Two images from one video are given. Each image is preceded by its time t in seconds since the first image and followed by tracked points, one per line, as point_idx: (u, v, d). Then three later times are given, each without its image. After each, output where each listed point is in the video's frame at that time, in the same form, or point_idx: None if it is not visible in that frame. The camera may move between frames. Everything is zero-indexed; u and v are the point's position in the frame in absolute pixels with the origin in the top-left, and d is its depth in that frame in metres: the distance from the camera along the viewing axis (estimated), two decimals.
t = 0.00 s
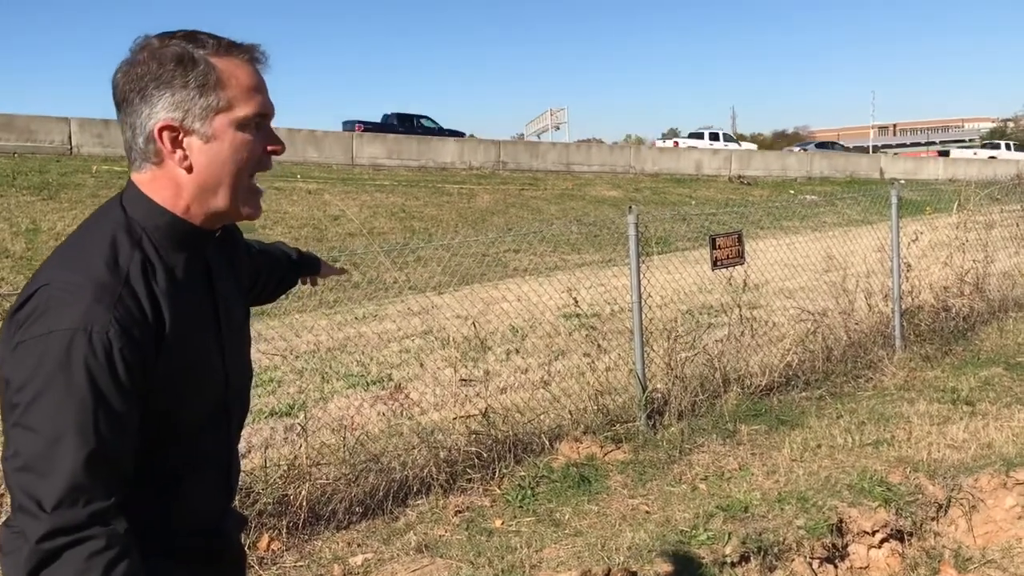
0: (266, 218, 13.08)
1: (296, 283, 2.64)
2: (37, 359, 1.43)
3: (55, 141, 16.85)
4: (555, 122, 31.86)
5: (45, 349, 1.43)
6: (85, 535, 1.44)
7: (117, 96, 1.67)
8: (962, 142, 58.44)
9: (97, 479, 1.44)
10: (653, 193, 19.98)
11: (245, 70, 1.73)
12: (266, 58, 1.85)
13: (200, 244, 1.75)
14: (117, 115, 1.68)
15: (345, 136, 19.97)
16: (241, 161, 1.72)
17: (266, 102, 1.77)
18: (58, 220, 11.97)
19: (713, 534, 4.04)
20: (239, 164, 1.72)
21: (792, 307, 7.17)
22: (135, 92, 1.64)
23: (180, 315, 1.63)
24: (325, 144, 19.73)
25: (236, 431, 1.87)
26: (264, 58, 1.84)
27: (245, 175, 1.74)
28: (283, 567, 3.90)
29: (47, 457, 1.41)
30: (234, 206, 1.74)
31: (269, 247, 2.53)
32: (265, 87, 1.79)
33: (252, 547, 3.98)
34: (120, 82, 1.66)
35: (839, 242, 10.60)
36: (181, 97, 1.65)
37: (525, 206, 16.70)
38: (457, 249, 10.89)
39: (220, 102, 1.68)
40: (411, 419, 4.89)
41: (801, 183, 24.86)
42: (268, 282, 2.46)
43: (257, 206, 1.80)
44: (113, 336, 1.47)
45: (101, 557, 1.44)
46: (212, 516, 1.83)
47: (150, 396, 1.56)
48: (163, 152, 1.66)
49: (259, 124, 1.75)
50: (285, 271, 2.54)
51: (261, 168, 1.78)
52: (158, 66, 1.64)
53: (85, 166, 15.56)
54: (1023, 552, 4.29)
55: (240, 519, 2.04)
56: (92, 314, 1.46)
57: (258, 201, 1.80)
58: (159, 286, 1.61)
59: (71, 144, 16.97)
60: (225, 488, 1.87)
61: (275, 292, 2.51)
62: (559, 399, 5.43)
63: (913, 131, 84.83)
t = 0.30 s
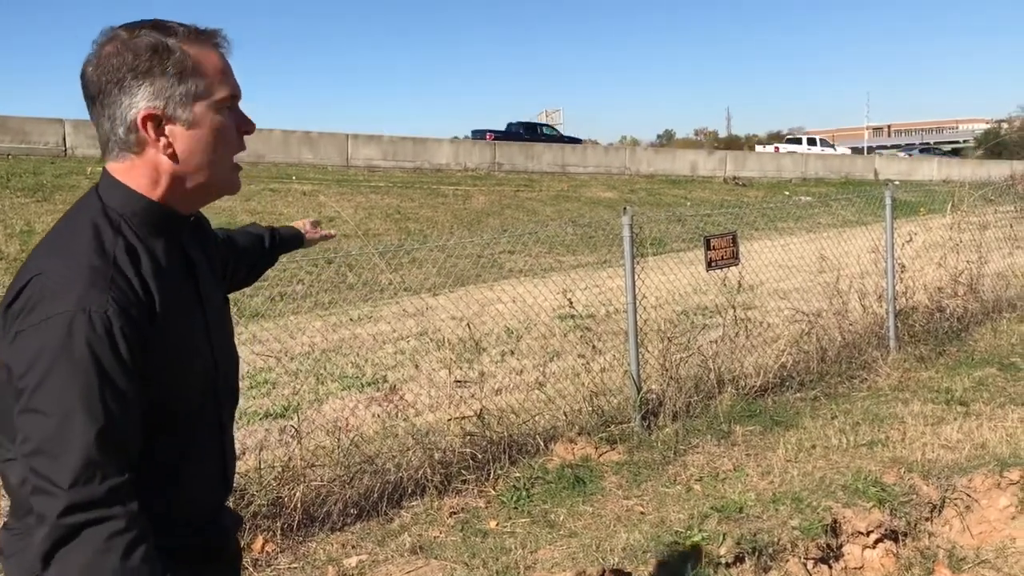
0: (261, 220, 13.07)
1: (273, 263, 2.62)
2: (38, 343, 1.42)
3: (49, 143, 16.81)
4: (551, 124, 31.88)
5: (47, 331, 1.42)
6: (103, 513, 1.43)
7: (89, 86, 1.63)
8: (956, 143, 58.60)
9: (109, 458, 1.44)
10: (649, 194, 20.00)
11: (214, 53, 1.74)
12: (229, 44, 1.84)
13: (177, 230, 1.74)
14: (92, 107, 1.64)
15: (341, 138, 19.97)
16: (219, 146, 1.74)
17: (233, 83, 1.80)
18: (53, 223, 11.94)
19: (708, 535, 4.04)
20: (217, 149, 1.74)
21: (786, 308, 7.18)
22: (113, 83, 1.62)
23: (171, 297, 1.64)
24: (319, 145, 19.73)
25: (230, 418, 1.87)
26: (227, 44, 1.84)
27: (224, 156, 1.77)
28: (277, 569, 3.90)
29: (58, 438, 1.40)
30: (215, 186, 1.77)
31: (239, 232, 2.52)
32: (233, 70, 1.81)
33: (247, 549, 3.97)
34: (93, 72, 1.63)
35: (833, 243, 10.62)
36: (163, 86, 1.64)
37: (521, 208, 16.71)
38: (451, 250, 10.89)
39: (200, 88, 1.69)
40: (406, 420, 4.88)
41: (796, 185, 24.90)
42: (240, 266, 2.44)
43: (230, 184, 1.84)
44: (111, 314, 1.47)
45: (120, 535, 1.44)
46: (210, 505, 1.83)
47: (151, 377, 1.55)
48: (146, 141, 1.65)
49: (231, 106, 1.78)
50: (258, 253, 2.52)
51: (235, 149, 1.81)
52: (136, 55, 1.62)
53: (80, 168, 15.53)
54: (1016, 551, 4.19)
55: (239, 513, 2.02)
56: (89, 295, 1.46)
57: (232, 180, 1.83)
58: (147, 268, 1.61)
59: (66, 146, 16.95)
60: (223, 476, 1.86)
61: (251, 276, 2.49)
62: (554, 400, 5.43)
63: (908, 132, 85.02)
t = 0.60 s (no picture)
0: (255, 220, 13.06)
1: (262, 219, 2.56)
2: (58, 330, 1.39)
3: (43, 143, 16.79)
4: (545, 124, 31.89)
5: (68, 316, 1.39)
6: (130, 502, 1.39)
7: (59, 84, 1.57)
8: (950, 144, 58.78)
9: (135, 445, 1.41)
10: (643, 196, 20.03)
11: (181, 42, 1.68)
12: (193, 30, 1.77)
13: (164, 223, 1.70)
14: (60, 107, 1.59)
15: (335, 139, 19.95)
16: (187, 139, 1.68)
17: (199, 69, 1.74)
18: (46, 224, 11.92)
19: (700, 536, 4.05)
20: (185, 144, 1.68)
21: (779, 309, 7.20)
22: (77, 81, 1.56)
23: (175, 288, 1.62)
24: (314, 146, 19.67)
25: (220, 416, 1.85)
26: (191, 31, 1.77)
27: (198, 147, 1.72)
28: (270, 570, 3.89)
29: (84, 426, 1.37)
30: (190, 178, 1.73)
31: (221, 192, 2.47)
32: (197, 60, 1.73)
33: (240, 551, 3.97)
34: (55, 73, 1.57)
35: (825, 244, 10.66)
36: (127, 81, 1.58)
37: (515, 209, 16.73)
38: (445, 251, 10.90)
39: (164, 81, 1.62)
40: (399, 421, 4.89)
41: (790, 186, 24.96)
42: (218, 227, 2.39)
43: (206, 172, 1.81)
44: (130, 300, 1.46)
45: (147, 525, 1.40)
46: (201, 504, 1.79)
47: (167, 369, 1.54)
48: (114, 139, 1.59)
49: (200, 96, 1.72)
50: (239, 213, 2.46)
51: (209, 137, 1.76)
52: (98, 51, 1.55)
53: (74, 169, 15.51)
54: (1008, 552, 4.16)
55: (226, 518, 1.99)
56: (108, 282, 1.44)
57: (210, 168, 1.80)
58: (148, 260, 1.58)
59: (59, 146, 16.90)
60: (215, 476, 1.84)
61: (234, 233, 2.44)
62: (547, 401, 5.44)
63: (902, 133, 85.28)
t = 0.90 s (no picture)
0: (248, 221, 13.04)
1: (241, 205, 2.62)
2: None
3: (35, 143, 16.73)
4: (538, 125, 31.90)
5: None
6: (21, 554, 1.37)
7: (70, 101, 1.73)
8: (942, 146, 59.04)
9: (40, 496, 1.39)
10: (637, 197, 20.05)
11: (139, 61, 1.60)
12: (193, 46, 1.70)
13: (157, 247, 1.67)
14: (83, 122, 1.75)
15: (329, 139, 19.94)
16: (118, 167, 1.58)
17: (164, 93, 1.61)
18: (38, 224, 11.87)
19: (693, 537, 4.04)
20: (118, 173, 1.58)
21: (772, 310, 7.22)
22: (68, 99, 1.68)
23: (132, 323, 1.57)
24: (308, 147, 19.65)
25: (201, 440, 1.81)
26: (193, 49, 1.69)
27: (138, 175, 1.58)
28: (262, 572, 3.88)
29: None
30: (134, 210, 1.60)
31: (216, 188, 2.51)
32: (161, 80, 1.61)
33: (231, 552, 3.96)
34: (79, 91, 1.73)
35: (818, 245, 10.69)
36: (78, 102, 1.61)
37: (509, 210, 16.74)
38: (439, 252, 10.90)
39: (103, 103, 1.59)
40: (392, 422, 4.88)
41: (784, 188, 25.03)
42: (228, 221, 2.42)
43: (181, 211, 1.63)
44: (56, 346, 1.41)
45: None
46: (170, 532, 1.77)
47: (101, 411, 1.50)
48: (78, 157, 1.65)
49: (150, 121, 1.59)
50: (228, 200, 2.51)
51: (159, 168, 1.59)
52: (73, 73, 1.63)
53: (66, 169, 15.46)
54: (999, 552, 4.23)
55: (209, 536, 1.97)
56: (36, 323, 1.41)
57: (174, 206, 1.62)
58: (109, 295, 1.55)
59: (51, 146, 16.85)
60: (190, 497, 1.81)
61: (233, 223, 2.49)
62: (541, 402, 5.43)
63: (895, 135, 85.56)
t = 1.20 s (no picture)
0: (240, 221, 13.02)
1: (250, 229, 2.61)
2: None
3: (27, 143, 16.67)
4: (532, 126, 31.93)
5: None
6: None
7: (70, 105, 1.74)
8: (935, 147, 59.24)
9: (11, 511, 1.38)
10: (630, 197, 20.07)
11: (129, 71, 1.59)
12: (186, 56, 1.68)
13: (145, 258, 1.66)
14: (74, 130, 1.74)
15: (323, 139, 19.91)
16: (101, 175, 1.57)
17: (151, 106, 1.60)
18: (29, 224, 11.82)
19: (686, 538, 4.04)
20: (100, 180, 1.57)
21: (765, 311, 7.23)
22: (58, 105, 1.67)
23: (116, 334, 1.55)
24: (301, 147, 19.62)
25: (190, 453, 1.79)
26: (187, 61, 1.68)
27: (116, 187, 1.57)
28: (254, 573, 3.87)
29: None
30: (110, 221, 1.58)
31: (226, 208, 2.50)
32: (151, 92, 1.61)
33: (224, 553, 3.94)
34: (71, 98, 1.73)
35: (811, 246, 10.72)
36: (67, 108, 1.61)
37: (503, 211, 16.74)
38: (433, 253, 10.90)
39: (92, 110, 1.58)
40: (385, 423, 4.87)
41: (777, 189, 25.08)
42: (233, 239, 2.39)
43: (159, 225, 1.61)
44: (34, 359, 1.40)
45: None
46: (159, 546, 1.74)
47: (83, 424, 1.49)
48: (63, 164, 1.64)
49: (131, 132, 1.58)
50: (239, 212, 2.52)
51: (137, 181, 1.57)
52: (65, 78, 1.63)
53: (58, 168, 15.40)
54: (991, 552, 4.29)
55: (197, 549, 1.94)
56: (16, 334, 1.40)
57: (152, 219, 1.59)
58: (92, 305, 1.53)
59: (44, 146, 16.79)
60: (180, 509, 1.79)
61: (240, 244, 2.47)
62: (534, 403, 5.42)
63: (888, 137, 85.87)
